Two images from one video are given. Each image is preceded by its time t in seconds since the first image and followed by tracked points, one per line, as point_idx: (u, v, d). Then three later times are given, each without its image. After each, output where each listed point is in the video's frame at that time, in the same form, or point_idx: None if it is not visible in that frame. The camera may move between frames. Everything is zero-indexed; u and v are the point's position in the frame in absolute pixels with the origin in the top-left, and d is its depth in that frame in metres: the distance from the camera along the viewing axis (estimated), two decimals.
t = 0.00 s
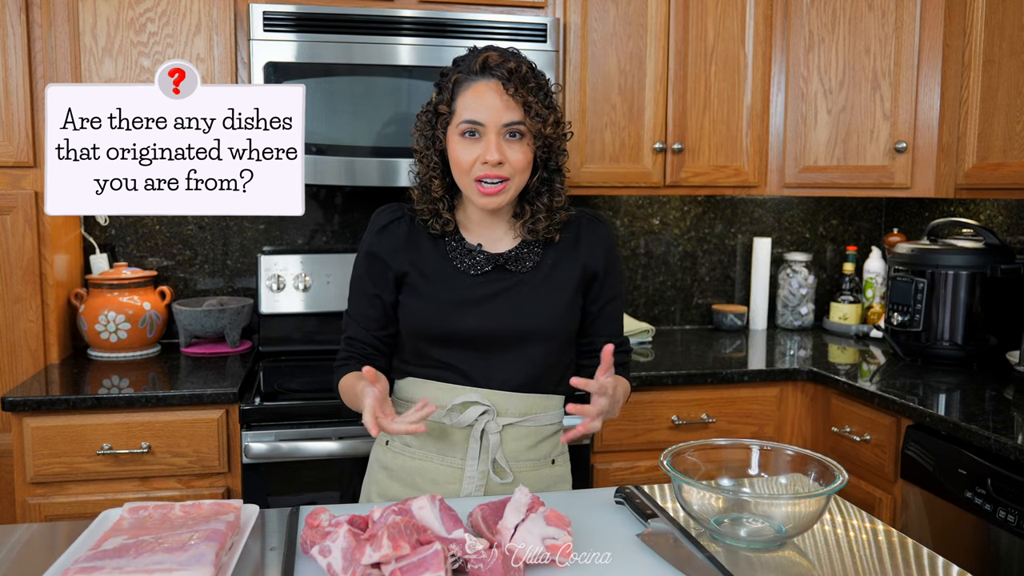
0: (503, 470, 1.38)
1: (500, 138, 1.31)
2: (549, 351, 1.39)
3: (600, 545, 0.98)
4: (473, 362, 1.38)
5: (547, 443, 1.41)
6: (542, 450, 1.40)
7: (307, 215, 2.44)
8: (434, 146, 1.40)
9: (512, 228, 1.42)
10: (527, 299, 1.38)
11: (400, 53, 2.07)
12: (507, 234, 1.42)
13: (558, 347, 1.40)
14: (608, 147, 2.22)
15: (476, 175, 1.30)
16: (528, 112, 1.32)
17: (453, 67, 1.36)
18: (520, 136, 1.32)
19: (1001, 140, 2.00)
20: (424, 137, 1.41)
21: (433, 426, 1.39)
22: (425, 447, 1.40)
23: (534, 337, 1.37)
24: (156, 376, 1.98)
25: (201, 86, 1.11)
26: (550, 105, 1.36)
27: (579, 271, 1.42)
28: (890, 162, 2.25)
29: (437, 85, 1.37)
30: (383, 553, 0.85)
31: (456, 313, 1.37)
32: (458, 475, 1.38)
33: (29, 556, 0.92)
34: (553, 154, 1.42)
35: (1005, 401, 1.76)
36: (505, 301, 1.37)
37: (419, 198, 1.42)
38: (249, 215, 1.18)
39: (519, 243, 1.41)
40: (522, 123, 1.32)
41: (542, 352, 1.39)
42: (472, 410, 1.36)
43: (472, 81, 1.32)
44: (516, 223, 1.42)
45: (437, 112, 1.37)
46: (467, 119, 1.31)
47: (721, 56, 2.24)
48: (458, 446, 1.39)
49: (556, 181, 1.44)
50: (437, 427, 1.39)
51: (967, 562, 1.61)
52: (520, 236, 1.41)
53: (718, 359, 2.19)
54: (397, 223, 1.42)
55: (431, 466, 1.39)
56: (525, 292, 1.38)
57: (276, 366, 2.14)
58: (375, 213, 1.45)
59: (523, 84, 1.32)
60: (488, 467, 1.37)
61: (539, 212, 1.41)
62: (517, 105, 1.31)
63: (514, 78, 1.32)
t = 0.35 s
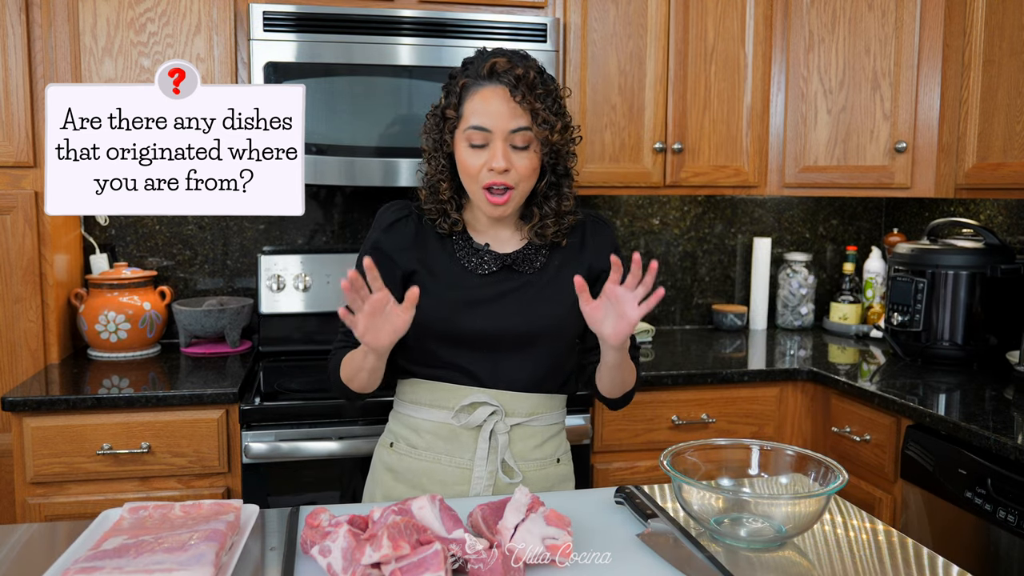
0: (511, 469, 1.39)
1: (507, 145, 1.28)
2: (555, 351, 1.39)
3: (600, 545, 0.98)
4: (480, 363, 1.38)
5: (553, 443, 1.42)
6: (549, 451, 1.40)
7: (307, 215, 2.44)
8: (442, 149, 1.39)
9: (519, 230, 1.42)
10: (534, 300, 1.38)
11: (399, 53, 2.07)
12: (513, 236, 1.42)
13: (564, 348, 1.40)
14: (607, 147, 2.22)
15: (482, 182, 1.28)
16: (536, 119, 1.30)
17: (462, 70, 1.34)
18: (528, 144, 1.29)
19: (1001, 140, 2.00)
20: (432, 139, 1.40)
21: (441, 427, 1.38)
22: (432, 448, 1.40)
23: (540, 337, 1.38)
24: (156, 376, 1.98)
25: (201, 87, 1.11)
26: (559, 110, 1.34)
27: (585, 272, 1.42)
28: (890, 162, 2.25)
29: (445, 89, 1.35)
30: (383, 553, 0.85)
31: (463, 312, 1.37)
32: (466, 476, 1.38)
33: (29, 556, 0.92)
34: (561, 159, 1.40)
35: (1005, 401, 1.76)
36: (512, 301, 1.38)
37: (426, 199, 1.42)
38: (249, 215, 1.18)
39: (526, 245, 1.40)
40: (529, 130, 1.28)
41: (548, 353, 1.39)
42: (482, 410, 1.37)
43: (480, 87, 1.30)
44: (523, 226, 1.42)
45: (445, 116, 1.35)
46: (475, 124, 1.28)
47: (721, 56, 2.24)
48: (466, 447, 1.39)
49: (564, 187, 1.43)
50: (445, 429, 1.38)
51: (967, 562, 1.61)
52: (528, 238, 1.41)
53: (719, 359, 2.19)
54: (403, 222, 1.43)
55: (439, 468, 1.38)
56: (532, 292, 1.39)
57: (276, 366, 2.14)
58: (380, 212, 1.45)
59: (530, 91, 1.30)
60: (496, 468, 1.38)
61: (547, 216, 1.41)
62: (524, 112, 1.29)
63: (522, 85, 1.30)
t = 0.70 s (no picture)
0: (494, 468, 1.38)
1: (500, 159, 1.27)
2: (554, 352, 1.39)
3: (600, 545, 0.98)
4: (461, 362, 1.39)
5: (533, 440, 1.43)
6: (529, 447, 1.41)
7: (307, 215, 2.44)
8: (433, 154, 1.37)
9: (503, 232, 1.42)
10: (516, 299, 1.39)
11: (400, 53, 2.07)
12: (496, 237, 1.42)
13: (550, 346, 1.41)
14: (608, 147, 2.22)
15: (473, 192, 1.28)
16: (531, 134, 1.28)
17: (458, 77, 1.31)
18: (520, 158, 1.28)
19: (1001, 140, 2.00)
20: (421, 141, 1.37)
21: (422, 428, 1.38)
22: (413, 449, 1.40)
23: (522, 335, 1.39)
24: (156, 376, 1.98)
25: (202, 87, 1.11)
26: (553, 125, 1.33)
27: (567, 273, 1.43)
28: (890, 162, 2.25)
29: (440, 94, 1.33)
30: (384, 553, 0.85)
31: (445, 312, 1.37)
32: (448, 476, 1.38)
33: (29, 556, 0.92)
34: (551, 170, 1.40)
35: (1005, 401, 1.76)
36: (494, 300, 1.38)
37: (413, 199, 1.40)
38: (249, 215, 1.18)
39: (508, 246, 1.41)
40: (523, 146, 1.28)
41: (530, 351, 1.40)
42: (463, 410, 1.36)
43: (476, 98, 1.28)
44: (507, 231, 1.43)
45: (438, 123, 1.32)
46: (468, 136, 1.27)
47: (721, 56, 2.24)
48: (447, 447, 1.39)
49: (551, 195, 1.42)
50: (426, 429, 1.38)
51: (968, 563, 1.61)
52: (511, 240, 1.41)
53: (718, 359, 2.19)
54: (386, 219, 1.42)
55: (420, 468, 1.38)
56: (515, 292, 1.39)
57: (276, 366, 2.14)
58: (363, 208, 1.45)
59: (528, 107, 1.28)
60: (478, 467, 1.37)
61: (533, 221, 1.41)
62: (520, 127, 1.27)
63: (520, 101, 1.27)
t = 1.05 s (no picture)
0: (499, 468, 1.40)
1: (503, 157, 1.25)
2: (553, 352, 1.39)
3: (600, 545, 0.98)
4: (463, 365, 1.39)
5: (539, 439, 1.43)
6: (535, 447, 1.42)
7: (307, 215, 2.44)
8: (433, 154, 1.34)
9: (503, 232, 1.41)
10: (518, 305, 1.38)
11: (400, 53, 2.07)
12: (497, 238, 1.41)
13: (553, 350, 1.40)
14: (608, 147, 2.22)
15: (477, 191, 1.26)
16: (535, 130, 1.27)
17: (459, 74, 1.28)
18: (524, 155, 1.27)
19: (1001, 140, 2.00)
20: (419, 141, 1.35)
21: (427, 429, 1.39)
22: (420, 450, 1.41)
23: (524, 341, 1.38)
24: (156, 376, 1.98)
25: (201, 87, 1.11)
26: (556, 121, 1.31)
27: (566, 274, 1.42)
28: (890, 162, 2.25)
29: (439, 91, 1.31)
30: (384, 553, 0.85)
31: (446, 318, 1.37)
32: (455, 476, 1.39)
33: (29, 556, 0.92)
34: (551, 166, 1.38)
35: (1005, 401, 1.76)
36: (495, 305, 1.38)
37: (413, 203, 1.39)
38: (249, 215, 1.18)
39: (510, 247, 1.40)
40: (527, 142, 1.26)
41: (531, 356, 1.40)
42: (469, 410, 1.37)
43: (478, 95, 1.26)
44: (507, 229, 1.41)
45: (438, 121, 1.30)
46: (472, 134, 1.25)
47: (721, 56, 2.24)
48: (453, 448, 1.40)
49: (551, 191, 1.41)
50: (432, 430, 1.39)
51: (969, 563, 1.61)
52: (511, 239, 1.40)
53: (718, 359, 2.19)
54: (385, 224, 1.42)
55: (427, 469, 1.39)
56: (516, 295, 1.38)
57: (276, 367, 2.14)
58: (362, 212, 1.44)
59: (532, 102, 1.26)
60: (485, 467, 1.39)
61: (533, 218, 1.40)
62: (524, 124, 1.26)
63: (524, 97, 1.25)
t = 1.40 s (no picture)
0: (514, 474, 1.39)
1: (524, 145, 1.28)
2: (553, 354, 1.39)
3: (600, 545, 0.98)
4: (479, 370, 1.39)
5: (560, 447, 1.41)
6: (554, 455, 1.40)
7: (307, 215, 2.44)
8: (457, 150, 1.37)
9: (526, 236, 1.41)
10: (536, 311, 1.37)
11: (400, 53, 2.07)
12: (520, 243, 1.41)
13: (564, 355, 1.39)
14: (607, 148, 2.22)
15: (498, 181, 1.28)
16: (555, 119, 1.30)
17: (482, 69, 1.33)
18: (544, 144, 1.29)
19: (1001, 140, 2.00)
20: (445, 139, 1.39)
21: (442, 432, 1.40)
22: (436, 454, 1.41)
23: (540, 348, 1.37)
24: (156, 376, 1.98)
25: (201, 87, 1.11)
26: (577, 113, 1.33)
27: (588, 280, 1.39)
28: (890, 162, 2.25)
29: (462, 89, 1.35)
30: (383, 553, 0.86)
31: (462, 322, 1.37)
32: (469, 481, 1.39)
33: (29, 556, 0.92)
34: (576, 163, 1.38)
35: (1005, 401, 1.76)
36: (512, 310, 1.37)
37: (438, 204, 1.41)
38: (250, 215, 1.18)
39: (532, 251, 1.39)
40: (548, 131, 1.29)
41: (549, 363, 1.39)
42: (481, 415, 1.37)
43: (500, 87, 1.29)
44: (531, 231, 1.41)
45: (462, 115, 1.34)
46: (493, 123, 1.28)
47: (721, 56, 2.24)
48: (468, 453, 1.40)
49: (576, 190, 1.40)
50: (446, 434, 1.40)
51: (968, 563, 1.61)
52: (534, 242, 1.40)
53: (719, 359, 2.19)
54: (409, 227, 1.44)
55: (442, 473, 1.39)
56: (534, 301, 1.38)
57: (276, 367, 2.14)
58: (390, 215, 1.47)
59: (551, 91, 1.29)
60: (498, 473, 1.39)
61: (557, 219, 1.39)
62: (544, 111, 1.29)
63: (543, 86, 1.29)
